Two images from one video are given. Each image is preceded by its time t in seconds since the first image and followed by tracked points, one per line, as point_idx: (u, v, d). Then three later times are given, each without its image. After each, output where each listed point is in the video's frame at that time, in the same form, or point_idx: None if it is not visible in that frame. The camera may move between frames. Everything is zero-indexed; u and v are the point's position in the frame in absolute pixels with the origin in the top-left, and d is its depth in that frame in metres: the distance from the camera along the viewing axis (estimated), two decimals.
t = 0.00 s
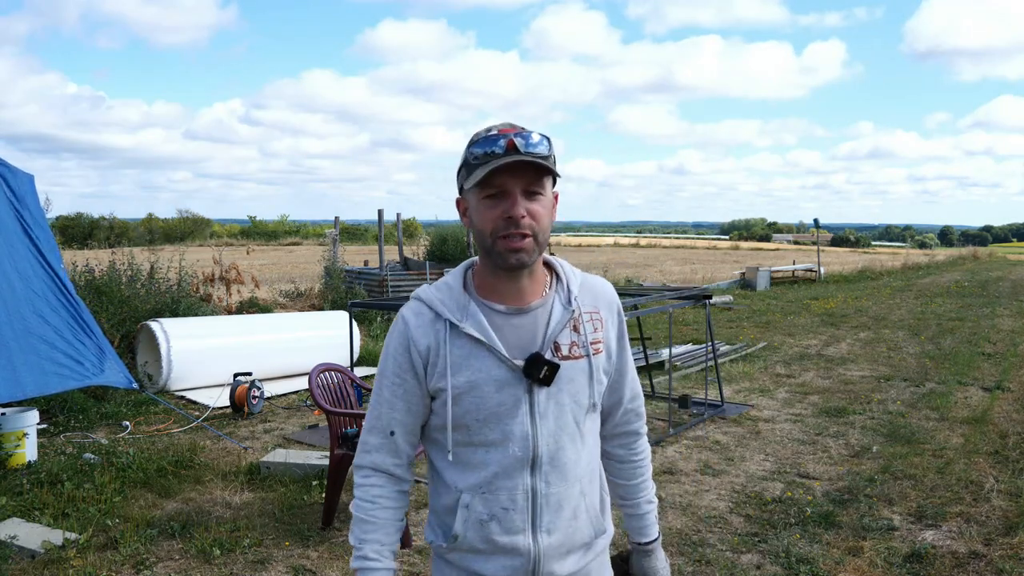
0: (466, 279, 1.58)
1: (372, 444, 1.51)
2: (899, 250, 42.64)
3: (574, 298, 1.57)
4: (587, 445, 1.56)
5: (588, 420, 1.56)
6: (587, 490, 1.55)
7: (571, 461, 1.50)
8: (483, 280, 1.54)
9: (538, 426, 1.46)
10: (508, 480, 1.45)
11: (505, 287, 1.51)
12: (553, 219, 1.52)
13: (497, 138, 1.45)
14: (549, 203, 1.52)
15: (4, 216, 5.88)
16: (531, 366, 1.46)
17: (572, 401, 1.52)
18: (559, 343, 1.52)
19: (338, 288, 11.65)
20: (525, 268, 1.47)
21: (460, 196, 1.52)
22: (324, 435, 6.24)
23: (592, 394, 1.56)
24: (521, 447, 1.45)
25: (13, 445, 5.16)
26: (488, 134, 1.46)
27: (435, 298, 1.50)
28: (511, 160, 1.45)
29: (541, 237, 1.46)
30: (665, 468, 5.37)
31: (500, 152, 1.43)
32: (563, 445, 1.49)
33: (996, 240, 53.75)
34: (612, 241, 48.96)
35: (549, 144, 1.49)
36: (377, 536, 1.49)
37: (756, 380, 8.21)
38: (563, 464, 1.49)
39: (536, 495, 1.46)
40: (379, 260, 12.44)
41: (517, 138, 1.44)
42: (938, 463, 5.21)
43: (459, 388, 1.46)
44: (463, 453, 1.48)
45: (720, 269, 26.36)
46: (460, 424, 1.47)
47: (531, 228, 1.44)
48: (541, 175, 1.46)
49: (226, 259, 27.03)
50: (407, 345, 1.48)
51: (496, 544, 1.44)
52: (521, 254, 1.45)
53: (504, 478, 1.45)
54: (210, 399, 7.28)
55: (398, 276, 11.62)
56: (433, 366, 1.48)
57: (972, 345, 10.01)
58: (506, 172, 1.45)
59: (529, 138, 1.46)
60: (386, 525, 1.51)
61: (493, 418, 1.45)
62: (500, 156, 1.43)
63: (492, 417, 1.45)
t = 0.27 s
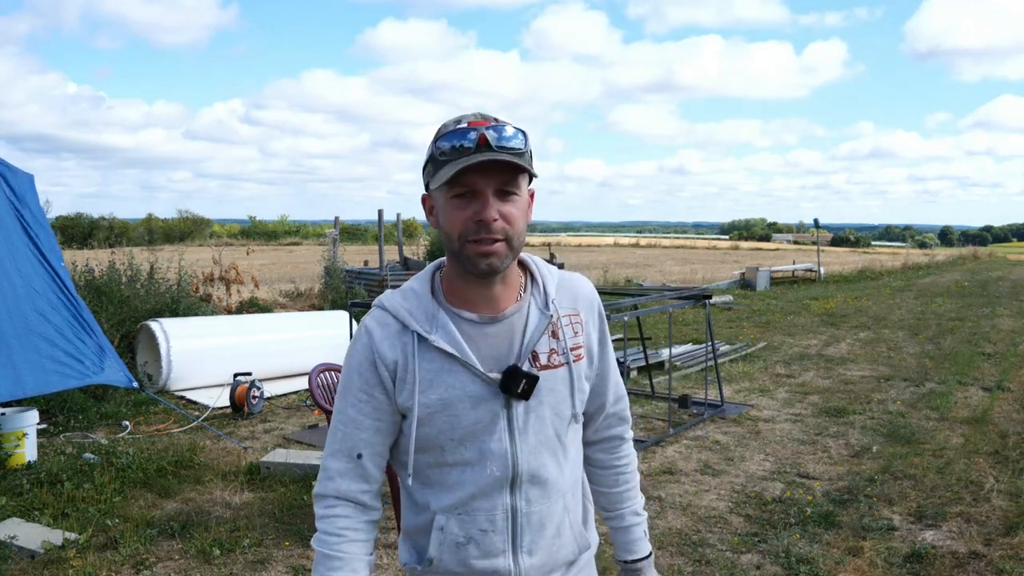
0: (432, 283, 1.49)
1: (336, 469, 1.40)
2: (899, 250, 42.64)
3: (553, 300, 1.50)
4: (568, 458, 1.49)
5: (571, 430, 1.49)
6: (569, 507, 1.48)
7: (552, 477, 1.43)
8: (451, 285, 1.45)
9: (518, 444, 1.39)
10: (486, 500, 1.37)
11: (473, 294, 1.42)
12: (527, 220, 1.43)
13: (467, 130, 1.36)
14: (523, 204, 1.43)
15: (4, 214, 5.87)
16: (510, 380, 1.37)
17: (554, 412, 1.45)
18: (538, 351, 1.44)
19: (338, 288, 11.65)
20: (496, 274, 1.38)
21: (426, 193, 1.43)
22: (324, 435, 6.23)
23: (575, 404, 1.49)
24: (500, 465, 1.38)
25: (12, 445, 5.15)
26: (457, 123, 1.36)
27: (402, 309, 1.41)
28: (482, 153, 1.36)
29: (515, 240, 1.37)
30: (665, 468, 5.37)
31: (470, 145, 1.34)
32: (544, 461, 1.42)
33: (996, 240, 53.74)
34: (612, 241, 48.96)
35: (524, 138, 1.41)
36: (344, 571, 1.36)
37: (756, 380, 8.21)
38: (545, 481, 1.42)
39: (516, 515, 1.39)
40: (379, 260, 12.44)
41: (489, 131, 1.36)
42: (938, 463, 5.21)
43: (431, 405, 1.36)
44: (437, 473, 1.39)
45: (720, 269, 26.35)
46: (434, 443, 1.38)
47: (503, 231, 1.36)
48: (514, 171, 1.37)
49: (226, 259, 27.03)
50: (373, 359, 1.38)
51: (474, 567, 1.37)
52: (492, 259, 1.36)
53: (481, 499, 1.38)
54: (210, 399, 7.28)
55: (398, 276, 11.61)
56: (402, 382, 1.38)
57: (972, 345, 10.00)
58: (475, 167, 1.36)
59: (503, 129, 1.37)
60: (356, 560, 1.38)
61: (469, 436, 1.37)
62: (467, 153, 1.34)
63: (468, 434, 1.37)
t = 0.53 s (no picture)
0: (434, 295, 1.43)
1: (329, 485, 1.38)
2: (899, 250, 42.64)
3: (558, 319, 1.38)
4: (572, 494, 1.35)
5: (576, 466, 1.35)
6: (568, 548, 1.35)
7: (545, 514, 1.31)
8: (451, 296, 1.38)
9: (505, 474, 1.29)
10: (469, 531, 1.29)
11: (475, 306, 1.35)
12: (539, 228, 1.36)
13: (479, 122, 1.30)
14: (535, 210, 1.36)
15: (4, 214, 5.87)
16: (496, 404, 1.29)
17: (551, 443, 1.32)
18: (535, 374, 1.34)
19: (338, 288, 11.66)
20: (499, 282, 1.31)
21: (431, 191, 1.38)
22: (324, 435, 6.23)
23: (581, 436, 1.35)
24: (484, 496, 1.29)
25: (12, 445, 5.15)
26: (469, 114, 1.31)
27: (396, 322, 1.37)
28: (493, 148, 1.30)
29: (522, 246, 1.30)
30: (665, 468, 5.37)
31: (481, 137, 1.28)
32: (537, 496, 1.31)
33: (995, 240, 53.75)
34: (612, 241, 48.97)
35: (539, 140, 1.33)
36: None
37: (756, 380, 8.21)
38: (535, 517, 1.30)
39: (499, 551, 1.29)
40: (380, 260, 12.44)
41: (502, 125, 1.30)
42: (938, 463, 5.21)
43: (415, 426, 1.30)
44: (423, 497, 1.33)
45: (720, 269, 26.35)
46: (418, 466, 1.32)
47: (510, 233, 1.28)
48: (527, 172, 1.31)
49: (226, 259, 27.03)
50: (362, 373, 1.34)
51: None
52: (495, 264, 1.29)
53: (464, 530, 1.30)
54: (210, 399, 7.28)
55: (398, 276, 11.62)
56: (389, 398, 1.34)
57: (972, 345, 10.01)
58: (484, 163, 1.30)
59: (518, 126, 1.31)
60: None
61: (454, 461, 1.30)
62: (474, 148, 1.28)
63: (453, 459, 1.30)
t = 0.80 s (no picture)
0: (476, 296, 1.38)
1: (352, 471, 1.40)
2: (899, 250, 42.65)
3: (584, 343, 1.22)
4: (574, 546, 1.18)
5: (578, 516, 1.18)
6: None
7: (527, 560, 1.16)
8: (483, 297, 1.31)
9: (489, 500, 1.19)
10: (450, 553, 1.22)
11: (504, 311, 1.26)
12: (586, 236, 1.26)
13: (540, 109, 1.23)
14: (586, 216, 1.27)
15: (4, 215, 5.87)
16: (486, 418, 1.19)
17: (548, 482, 1.17)
18: (542, 398, 1.20)
19: (338, 288, 11.66)
20: (534, 285, 1.22)
21: (478, 178, 1.31)
22: (324, 435, 6.24)
23: (587, 484, 1.17)
24: (467, 517, 1.20)
25: (12, 445, 5.15)
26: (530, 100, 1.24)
27: (425, 315, 1.34)
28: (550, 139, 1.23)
29: (564, 249, 1.21)
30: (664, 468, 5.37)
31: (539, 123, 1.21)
32: (522, 538, 1.17)
33: (996, 240, 53.75)
34: (611, 241, 48.98)
35: (601, 139, 1.25)
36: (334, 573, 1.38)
37: (756, 380, 8.21)
38: (514, 559, 1.17)
39: None
40: (379, 260, 12.45)
41: (561, 116, 1.22)
42: (938, 463, 5.21)
43: (413, 426, 1.26)
44: (421, 504, 1.28)
45: (720, 269, 26.36)
46: (417, 469, 1.27)
47: (554, 232, 1.20)
48: (583, 170, 1.22)
49: (225, 259, 27.03)
50: (382, 364, 1.34)
51: None
52: (531, 263, 1.20)
53: (447, 548, 1.22)
54: (210, 399, 7.28)
55: (398, 276, 11.63)
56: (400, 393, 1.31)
57: (972, 345, 10.01)
58: (538, 154, 1.23)
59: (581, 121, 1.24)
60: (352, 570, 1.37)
61: (447, 474, 1.23)
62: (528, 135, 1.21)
63: (446, 471, 1.23)
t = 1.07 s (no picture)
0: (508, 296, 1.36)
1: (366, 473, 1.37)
2: (899, 250, 42.65)
3: (619, 353, 1.19)
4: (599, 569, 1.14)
5: (606, 538, 1.14)
6: None
7: None
8: (515, 300, 1.28)
9: (511, 515, 1.16)
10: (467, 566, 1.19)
11: (537, 314, 1.23)
12: (626, 235, 1.22)
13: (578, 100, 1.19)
14: (626, 214, 1.22)
15: (3, 216, 5.86)
16: (509, 430, 1.16)
17: (574, 500, 1.13)
18: (571, 411, 1.17)
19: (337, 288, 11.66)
20: (567, 288, 1.18)
21: (513, 171, 1.28)
22: (324, 435, 6.24)
23: (618, 506, 1.13)
24: (487, 532, 1.17)
25: (12, 445, 5.15)
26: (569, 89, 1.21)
27: (453, 315, 1.32)
28: (589, 131, 1.19)
29: (600, 251, 1.17)
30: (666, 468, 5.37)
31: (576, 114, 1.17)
32: (543, 556, 1.13)
33: (996, 240, 53.73)
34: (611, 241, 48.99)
35: (643, 130, 1.20)
36: None
37: (756, 380, 8.21)
38: None
39: None
40: (379, 260, 12.46)
41: (602, 106, 1.18)
42: (938, 463, 5.21)
43: (434, 432, 1.23)
44: (438, 514, 1.25)
45: (720, 269, 26.36)
46: (434, 477, 1.24)
47: (589, 232, 1.16)
48: (622, 164, 1.18)
49: (225, 259, 27.04)
50: (407, 365, 1.32)
51: None
52: (565, 265, 1.17)
53: (464, 563, 1.20)
54: (210, 399, 7.28)
55: (398, 276, 11.63)
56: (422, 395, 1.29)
57: (972, 345, 10.01)
58: (576, 147, 1.19)
59: (623, 113, 1.19)
60: None
61: (468, 484, 1.20)
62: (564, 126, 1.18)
63: (467, 482, 1.20)
